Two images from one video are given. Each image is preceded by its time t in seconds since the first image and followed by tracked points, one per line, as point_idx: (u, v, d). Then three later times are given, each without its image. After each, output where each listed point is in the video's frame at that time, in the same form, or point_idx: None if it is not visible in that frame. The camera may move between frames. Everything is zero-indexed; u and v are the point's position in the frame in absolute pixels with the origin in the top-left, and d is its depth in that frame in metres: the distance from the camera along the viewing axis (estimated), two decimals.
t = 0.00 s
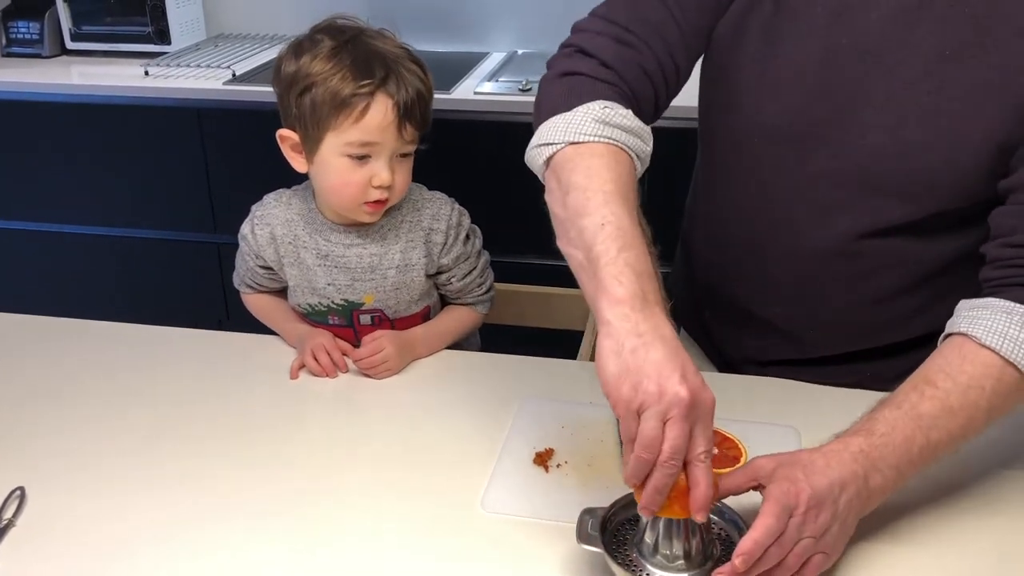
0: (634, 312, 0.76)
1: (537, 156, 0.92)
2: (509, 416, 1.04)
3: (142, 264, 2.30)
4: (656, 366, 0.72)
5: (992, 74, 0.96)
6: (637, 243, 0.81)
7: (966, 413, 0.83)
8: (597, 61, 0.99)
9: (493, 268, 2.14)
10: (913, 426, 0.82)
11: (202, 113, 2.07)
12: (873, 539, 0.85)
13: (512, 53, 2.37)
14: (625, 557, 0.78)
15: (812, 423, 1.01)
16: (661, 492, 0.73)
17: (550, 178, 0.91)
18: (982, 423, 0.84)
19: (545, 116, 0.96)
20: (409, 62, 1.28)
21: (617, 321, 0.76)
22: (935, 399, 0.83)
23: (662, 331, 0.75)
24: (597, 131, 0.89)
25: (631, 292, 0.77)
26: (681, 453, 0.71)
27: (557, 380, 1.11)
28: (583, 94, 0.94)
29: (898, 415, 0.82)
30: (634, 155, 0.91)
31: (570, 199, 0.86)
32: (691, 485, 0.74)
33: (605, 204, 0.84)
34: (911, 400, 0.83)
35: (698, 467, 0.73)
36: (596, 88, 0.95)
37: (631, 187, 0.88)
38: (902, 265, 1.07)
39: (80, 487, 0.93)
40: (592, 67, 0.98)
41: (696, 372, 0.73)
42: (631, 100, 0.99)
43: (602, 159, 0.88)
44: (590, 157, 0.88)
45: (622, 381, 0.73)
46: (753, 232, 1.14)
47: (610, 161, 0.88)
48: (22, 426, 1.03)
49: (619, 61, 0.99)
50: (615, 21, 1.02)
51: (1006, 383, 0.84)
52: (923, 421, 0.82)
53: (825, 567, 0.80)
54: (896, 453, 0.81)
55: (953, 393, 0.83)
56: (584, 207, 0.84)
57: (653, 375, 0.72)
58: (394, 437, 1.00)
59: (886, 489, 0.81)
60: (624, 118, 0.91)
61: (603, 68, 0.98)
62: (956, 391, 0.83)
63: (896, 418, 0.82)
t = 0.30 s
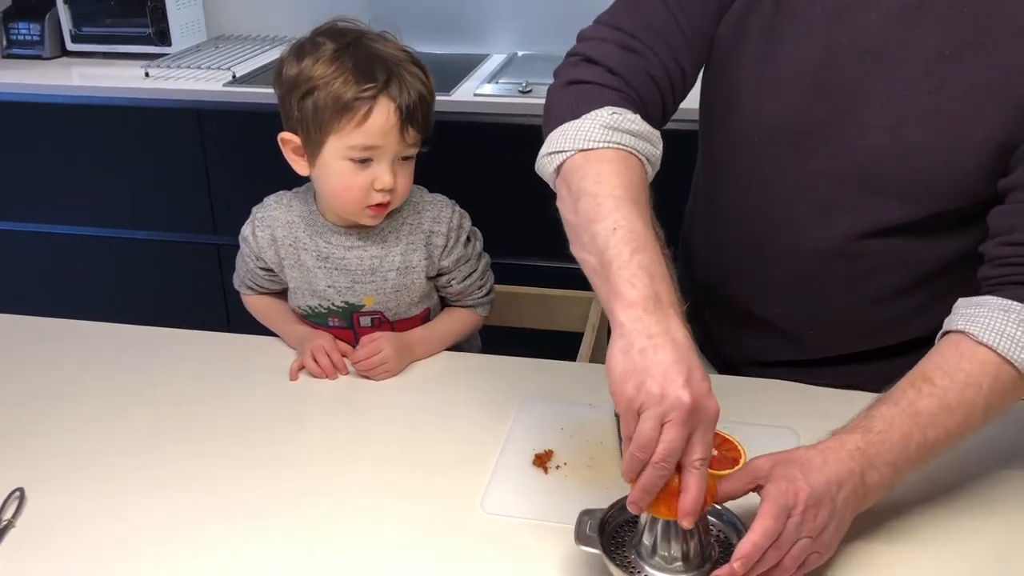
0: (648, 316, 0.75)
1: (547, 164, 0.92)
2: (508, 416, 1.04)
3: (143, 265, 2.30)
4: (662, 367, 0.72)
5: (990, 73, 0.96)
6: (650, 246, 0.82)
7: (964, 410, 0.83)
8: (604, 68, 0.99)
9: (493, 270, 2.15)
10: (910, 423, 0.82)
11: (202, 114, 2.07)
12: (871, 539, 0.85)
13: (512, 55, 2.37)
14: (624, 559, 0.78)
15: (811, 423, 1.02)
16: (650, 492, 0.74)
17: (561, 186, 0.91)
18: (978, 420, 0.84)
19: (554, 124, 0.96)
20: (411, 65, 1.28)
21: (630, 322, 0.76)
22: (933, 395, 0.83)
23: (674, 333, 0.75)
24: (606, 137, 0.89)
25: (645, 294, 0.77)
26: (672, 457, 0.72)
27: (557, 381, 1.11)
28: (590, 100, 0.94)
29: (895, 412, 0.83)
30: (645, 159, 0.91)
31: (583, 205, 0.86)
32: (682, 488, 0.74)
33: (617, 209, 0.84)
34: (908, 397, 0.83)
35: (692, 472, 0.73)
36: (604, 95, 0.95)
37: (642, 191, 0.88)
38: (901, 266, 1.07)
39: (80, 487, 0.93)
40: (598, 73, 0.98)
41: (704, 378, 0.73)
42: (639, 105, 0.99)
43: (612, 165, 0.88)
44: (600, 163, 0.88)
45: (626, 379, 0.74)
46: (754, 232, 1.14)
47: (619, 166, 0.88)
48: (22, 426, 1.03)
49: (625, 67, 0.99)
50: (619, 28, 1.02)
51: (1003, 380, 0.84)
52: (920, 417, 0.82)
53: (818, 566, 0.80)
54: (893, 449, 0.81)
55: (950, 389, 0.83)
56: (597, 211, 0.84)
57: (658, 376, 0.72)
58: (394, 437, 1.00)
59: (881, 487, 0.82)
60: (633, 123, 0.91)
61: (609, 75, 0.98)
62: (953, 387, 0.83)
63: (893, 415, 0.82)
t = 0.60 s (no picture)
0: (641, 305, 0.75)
1: (543, 158, 0.92)
2: (508, 416, 1.04)
3: (143, 265, 2.30)
4: (648, 365, 0.72)
5: (993, 73, 0.96)
6: (642, 235, 0.81)
7: (956, 409, 0.82)
8: (602, 61, 0.99)
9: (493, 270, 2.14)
10: (904, 424, 0.82)
11: (203, 114, 2.07)
12: (872, 541, 0.85)
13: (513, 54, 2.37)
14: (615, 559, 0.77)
15: (812, 424, 1.01)
16: (659, 496, 0.72)
17: (557, 179, 0.91)
18: (974, 422, 0.83)
19: (551, 118, 0.96)
20: (409, 62, 1.28)
21: (621, 314, 0.75)
22: (926, 397, 0.83)
23: (663, 329, 0.74)
24: (601, 130, 0.89)
25: (636, 287, 0.76)
26: (677, 455, 0.70)
27: (559, 381, 1.11)
28: (587, 94, 0.94)
29: (888, 413, 0.83)
30: (640, 151, 0.91)
31: (576, 197, 0.86)
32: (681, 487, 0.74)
33: (610, 199, 0.83)
34: (903, 398, 0.83)
35: (687, 468, 0.72)
36: (601, 88, 0.95)
37: (636, 182, 0.88)
38: (902, 267, 1.07)
39: (80, 488, 0.93)
40: (597, 67, 0.98)
41: (690, 377, 0.73)
42: (636, 99, 0.99)
43: (607, 157, 0.88)
44: (594, 156, 0.88)
45: (612, 378, 0.74)
46: (756, 234, 1.14)
47: (614, 158, 0.88)
48: (22, 426, 1.03)
49: (624, 61, 0.99)
50: (619, 22, 1.02)
51: (999, 380, 0.83)
52: (913, 419, 0.82)
53: (809, 567, 0.80)
54: (886, 450, 0.81)
55: (944, 390, 0.83)
56: (590, 202, 0.84)
57: (642, 374, 0.72)
58: (394, 438, 1.00)
59: (880, 487, 0.81)
60: (628, 116, 0.91)
61: (607, 68, 0.98)
62: (947, 389, 0.83)
63: (888, 416, 0.82)
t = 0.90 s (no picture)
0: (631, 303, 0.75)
1: (534, 148, 0.92)
2: (508, 417, 1.03)
3: (143, 265, 2.30)
4: (651, 358, 0.72)
5: (994, 75, 0.95)
6: (633, 234, 0.81)
7: (956, 411, 0.82)
8: (598, 54, 0.99)
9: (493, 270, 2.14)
10: (904, 424, 0.81)
11: (202, 114, 2.07)
12: (871, 541, 0.85)
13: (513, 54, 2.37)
14: (614, 559, 0.77)
15: (812, 423, 1.01)
16: (665, 487, 0.72)
17: (547, 171, 0.91)
18: (974, 423, 0.83)
19: (544, 108, 0.96)
20: (403, 62, 1.27)
21: (611, 312, 0.75)
22: (926, 397, 0.83)
23: (656, 324, 0.74)
24: (594, 123, 0.89)
25: (626, 285, 0.76)
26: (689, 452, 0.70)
27: (559, 381, 1.11)
28: (582, 86, 0.95)
29: (888, 413, 0.82)
30: (631, 147, 0.91)
31: (566, 190, 0.85)
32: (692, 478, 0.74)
33: (601, 195, 0.83)
34: (903, 399, 0.83)
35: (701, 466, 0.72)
36: (596, 81, 0.95)
37: (627, 179, 0.88)
38: (901, 267, 1.07)
39: (79, 488, 0.93)
40: (592, 60, 0.98)
41: (691, 366, 0.73)
42: (631, 93, 0.99)
43: (599, 151, 0.88)
44: (586, 149, 0.88)
45: (618, 377, 0.72)
46: (755, 233, 1.14)
47: (606, 153, 0.88)
48: (21, 427, 1.03)
49: (620, 55, 0.99)
50: (617, 15, 1.02)
51: (999, 382, 0.83)
52: (913, 420, 0.82)
53: (809, 566, 0.80)
54: (886, 450, 0.81)
55: (944, 391, 0.83)
56: (580, 196, 0.84)
57: (651, 370, 0.71)
58: (394, 437, 1.00)
59: (881, 487, 0.81)
60: (621, 111, 0.91)
61: (603, 61, 0.98)
62: (947, 389, 0.83)
63: (887, 417, 0.82)
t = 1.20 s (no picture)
0: (634, 313, 0.75)
1: (536, 140, 0.91)
2: (507, 417, 1.03)
3: (141, 265, 2.30)
4: (654, 370, 0.71)
5: (995, 77, 0.95)
6: (635, 240, 0.81)
7: (955, 411, 0.82)
8: (602, 45, 0.98)
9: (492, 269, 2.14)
10: (902, 425, 0.81)
11: (200, 114, 2.07)
12: (870, 540, 0.85)
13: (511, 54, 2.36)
14: (612, 560, 0.77)
15: (812, 422, 1.01)
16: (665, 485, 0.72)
17: (547, 165, 0.90)
18: (972, 423, 0.83)
19: (546, 99, 0.95)
20: (401, 62, 1.27)
21: (616, 322, 0.75)
22: (924, 397, 0.83)
23: (660, 332, 0.74)
24: (600, 120, 0.89)
25: (628, 293, 0.76)
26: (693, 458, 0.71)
27: (558, 381, 1.10)
28: (586, 80, 0.94)
29: (887, 413, 0.82)
30: (633, 147, 0.90)
31: (570, 188, 0.85)
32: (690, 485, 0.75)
33: (606, 197, 0.83)
34: (902, 399, 0.83)
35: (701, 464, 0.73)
36: (600, 74, 0.95)
37: (629, 180, 0.87)
38: (899, 267, 1.07)
39: (76, 489, 0.93)
40: (597, 52, 0.97)
41: (694, 371, 0.73)
42: (632, 87, 0.99)
43: (604, 149, 0.87)
44: (591, 146, 0.87)
45: (621, 387, 0.72)
46: (754, 232, 1.14)
47: (611, 151, 0.87)
48: (19, 428, 1.03)
49: (624, 48, 0.98)
50: (620, 5, 1.01)
51: (997, 384, 0.83)
52: (911, 420, 0.82)
53: (808, 566, 0.80)
54: (885, 450, 0.81)
55: (942, 391, 0.83)
56: (584, 197, 0.83)
57: (653, 380, 0.71)
58: (393, 438, 1.00)
59: (879, 486, 0.81)
60: (627, 108, 0.90)
61: (606, 53, 0.97)
62: (945, 390, 0.83)
63: (886, 417, 0.82)
